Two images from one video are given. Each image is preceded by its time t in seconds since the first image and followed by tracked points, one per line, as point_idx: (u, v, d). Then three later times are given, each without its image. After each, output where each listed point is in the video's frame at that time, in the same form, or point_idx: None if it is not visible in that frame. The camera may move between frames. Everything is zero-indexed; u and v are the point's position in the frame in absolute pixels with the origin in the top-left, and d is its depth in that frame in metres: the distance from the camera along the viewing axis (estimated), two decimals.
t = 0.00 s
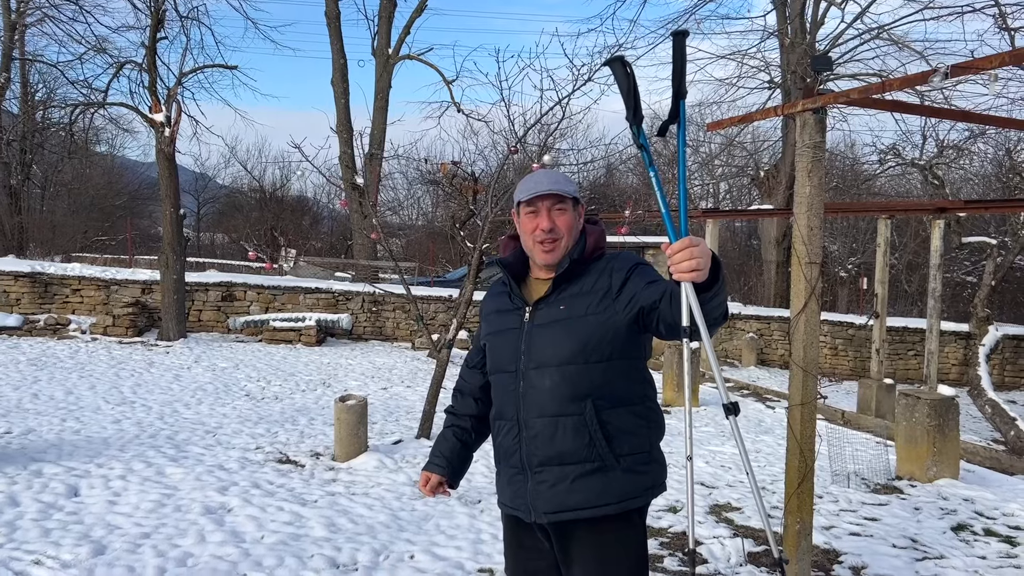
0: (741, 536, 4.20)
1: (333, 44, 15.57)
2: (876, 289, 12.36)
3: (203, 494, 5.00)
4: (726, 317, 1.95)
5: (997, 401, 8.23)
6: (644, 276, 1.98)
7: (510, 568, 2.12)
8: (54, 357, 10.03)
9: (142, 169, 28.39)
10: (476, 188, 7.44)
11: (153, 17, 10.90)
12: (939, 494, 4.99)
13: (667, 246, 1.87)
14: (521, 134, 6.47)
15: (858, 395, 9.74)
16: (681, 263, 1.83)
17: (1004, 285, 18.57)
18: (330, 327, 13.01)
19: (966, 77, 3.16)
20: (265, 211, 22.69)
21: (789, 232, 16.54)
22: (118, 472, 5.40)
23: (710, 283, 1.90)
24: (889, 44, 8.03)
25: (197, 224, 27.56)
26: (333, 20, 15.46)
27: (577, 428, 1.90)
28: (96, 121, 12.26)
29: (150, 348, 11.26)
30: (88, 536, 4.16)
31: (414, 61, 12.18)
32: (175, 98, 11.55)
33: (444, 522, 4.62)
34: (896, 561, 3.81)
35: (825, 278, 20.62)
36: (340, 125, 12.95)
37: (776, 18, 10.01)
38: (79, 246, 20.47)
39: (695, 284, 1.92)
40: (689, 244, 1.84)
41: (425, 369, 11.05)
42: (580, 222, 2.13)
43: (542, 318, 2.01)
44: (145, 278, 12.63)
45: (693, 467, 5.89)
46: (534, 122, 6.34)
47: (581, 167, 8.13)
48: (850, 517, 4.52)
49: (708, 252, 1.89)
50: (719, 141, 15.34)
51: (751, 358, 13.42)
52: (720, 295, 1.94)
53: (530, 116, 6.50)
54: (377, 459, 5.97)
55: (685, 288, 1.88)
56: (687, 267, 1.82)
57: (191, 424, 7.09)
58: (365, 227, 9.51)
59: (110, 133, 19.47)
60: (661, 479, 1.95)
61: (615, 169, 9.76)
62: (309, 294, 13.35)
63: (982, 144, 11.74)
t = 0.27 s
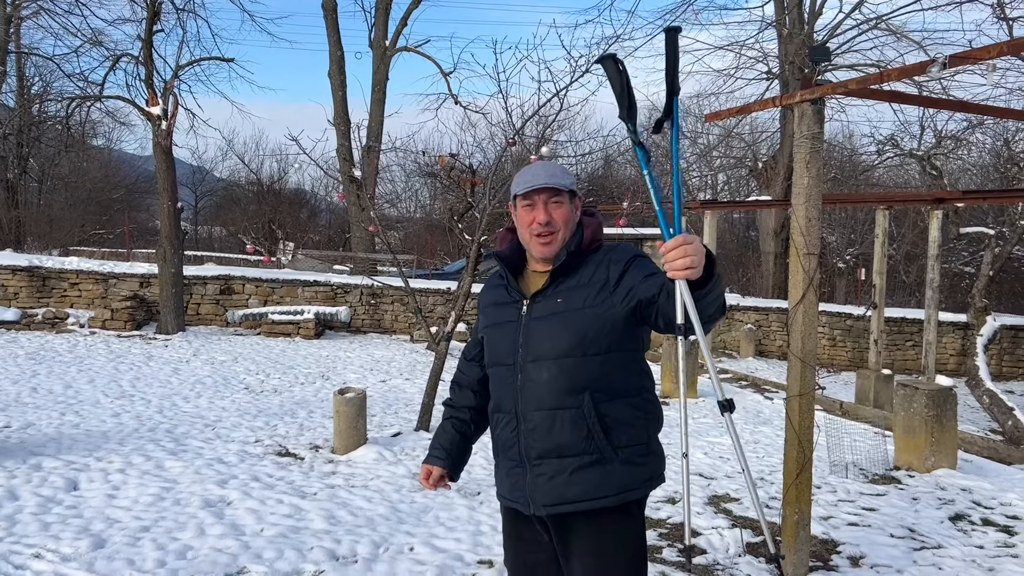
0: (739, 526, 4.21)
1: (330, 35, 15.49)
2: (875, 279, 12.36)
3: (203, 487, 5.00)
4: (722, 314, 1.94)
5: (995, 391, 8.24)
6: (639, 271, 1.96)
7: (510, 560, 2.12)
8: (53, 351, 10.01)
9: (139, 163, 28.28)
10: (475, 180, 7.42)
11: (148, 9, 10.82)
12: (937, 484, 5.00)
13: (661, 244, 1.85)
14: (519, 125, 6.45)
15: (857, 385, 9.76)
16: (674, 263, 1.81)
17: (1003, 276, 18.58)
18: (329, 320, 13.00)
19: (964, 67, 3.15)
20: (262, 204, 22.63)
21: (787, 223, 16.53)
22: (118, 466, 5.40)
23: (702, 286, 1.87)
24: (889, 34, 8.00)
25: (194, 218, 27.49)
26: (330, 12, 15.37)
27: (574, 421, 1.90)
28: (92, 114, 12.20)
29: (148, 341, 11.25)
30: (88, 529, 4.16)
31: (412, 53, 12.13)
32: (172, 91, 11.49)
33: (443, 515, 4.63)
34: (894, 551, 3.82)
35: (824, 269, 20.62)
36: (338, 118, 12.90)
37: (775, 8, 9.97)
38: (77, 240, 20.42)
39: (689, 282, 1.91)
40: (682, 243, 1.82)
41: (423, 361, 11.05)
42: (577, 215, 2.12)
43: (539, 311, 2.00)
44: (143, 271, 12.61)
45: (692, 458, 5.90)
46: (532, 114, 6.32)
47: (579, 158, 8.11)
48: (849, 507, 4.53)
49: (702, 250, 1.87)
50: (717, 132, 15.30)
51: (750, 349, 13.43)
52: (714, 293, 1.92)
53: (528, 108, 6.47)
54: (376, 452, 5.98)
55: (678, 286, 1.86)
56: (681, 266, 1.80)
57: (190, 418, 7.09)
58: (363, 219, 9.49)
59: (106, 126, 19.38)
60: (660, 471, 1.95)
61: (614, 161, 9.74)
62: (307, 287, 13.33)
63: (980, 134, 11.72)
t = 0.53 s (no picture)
0: (737, 513, 4.23)
1: (325, 24, 15.38)
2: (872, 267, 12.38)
3: (202, 477, 5.00)
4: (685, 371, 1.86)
5: (991, 377, 8.27)
6: (585, 345, 1.88)
7: (507, 550, 2.11)
8: (51, 343, 9.99)
9: (134, 154, 28.15)
10: (472, 169, 7.40)
11: None
12: (934, 470, 5.03)
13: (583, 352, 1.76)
14: (516, 114, 6.42)
15: (854, 372, 9.79)
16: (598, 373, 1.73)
17: (1000, 262, 18.61)
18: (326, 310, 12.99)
19: (962, 53, 3.13)
20: (259, 194, 22.56)
21: (784, 211, 16.54)
22: (116, 456, 5.40)
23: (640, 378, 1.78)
24: (886, 20, 7.97)
25: (191, 208, 27.41)
26: None
27: (572, 414, 1.91)
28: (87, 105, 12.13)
29: (146, 332, 11.23)
30: (87, 520, 4.16)
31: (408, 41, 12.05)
32: (167, 81, 11.43)
33: (442, 503, 4.64)
34: (891, 537, 3.84)
35: (821, 256, 20.65)
36: (333, 107, 12.84)
37: None
38: (73, 232, 20.35)
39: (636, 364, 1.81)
40: (603, 349, 1.73)
41: (421, 351, 11.06)
42: (568, 205, 2.04)
43: (536, 304, 1.99)
44: (140, 262, 12.58)
45: (689, 446, 5.91)
46: (528, 103, 6.29)
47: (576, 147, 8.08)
48: (846, 493, 4.55)
49: (631, 347, 1.76)
50: (714, 120, 15.27)
51: (747, 337, 13.46)
52: (670, 357, 1.81)
53: (525, 96, 6.44)
54: (375, 441, 5.98)
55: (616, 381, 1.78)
56: (606, 373, 1.72)
57: (188, 408, 7.09)
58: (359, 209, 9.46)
59: (101, 118, 19.28)
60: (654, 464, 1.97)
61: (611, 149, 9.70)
62: (304, 278, 13.31)
63: (977, 120, 11.71)
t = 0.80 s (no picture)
0: (735, 495, 4.25)
1: (319, 8, 15.25)
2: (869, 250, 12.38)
3: (201, 463, 5.01)
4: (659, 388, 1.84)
5: (987, 359, 8.29)
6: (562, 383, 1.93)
7: (510, 530, 2.11)
8: (48, 331, 9.97)
9: (128, 141, 27.98)
10: (468, 155, 7.36)
11: None
12: (930, 451, 5.05)
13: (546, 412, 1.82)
14: (512, 99, 6.38)
15: (851, 355, 9.81)
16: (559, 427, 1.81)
17: (996, 245, 18.63)
18: (324, 297, 12.96)
19: (960, 32, 3.11)
20: (255, 181, 22.47)
21: (781, 195, 16.51)
22: (115, 444, 5.40)
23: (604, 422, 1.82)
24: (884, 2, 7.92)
25: (187, 196, 27.30)
26: None
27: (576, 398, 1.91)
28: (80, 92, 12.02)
29: (143, 320, 11.20)
30: (87, 506, 4.17)
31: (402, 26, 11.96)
32: (161, 67, 11.33)
33: (442, 488, 4.66)
34: (889, 517, 3.86)
35: (818, 240, 20.66)
36: (329, 93, 12.75)
37: None
38: (68, 220, 20.26)
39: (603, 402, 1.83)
40: (558, 414, 1.78)
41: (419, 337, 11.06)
42: (554, 196, 1.98)
43: (539, 288, 1.97)
44: (136, 250, 12.53)
45: (687, 429, 5.93)
46: (524, 87, 6.25)
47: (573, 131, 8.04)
48: (844, 475, 4.57)
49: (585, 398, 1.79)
50: (711, 104, 15.21)
51: (745, 321, 13.47)
52: (630, 395, 1.79)
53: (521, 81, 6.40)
54: (374, 427, 5.99)
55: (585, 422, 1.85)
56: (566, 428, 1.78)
57: (187, 395, 7.09)
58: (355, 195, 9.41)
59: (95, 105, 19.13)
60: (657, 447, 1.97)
61: (608, 133, 9.66)
62: (301, 265, 13.27)
63: (975, 103, 11.68)
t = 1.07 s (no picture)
0: (732, 474, 4.26)
1: None
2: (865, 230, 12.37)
3: (199, 447, 5.01)
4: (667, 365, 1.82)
5: (984, 338, 8.32)
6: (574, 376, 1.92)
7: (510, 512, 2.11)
8: (44, 317, 9.94)
9: (121, 126, 27.76)
10: (464, 137, 7.30)
11: None
12: (927, 429, 5.08)
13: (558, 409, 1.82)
14: (507, 79, 6.32)
15: (848, 335, 9.84)
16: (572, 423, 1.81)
17: (992, 224, 18.63)
18: (320, 281, 12.91)
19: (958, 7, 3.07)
20: (250, 165, 22.32)
21: (778, 175, 16.47)
22: (113, 428, 5.40)
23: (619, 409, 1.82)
24: None
25: (181, 181, 27.14)
26: None
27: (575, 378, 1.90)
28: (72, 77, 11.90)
29: (139, 305, 11.16)
30: (86, 490, 4.17)
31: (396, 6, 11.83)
32: (154, 51, 11.21)
33: (440, 469, 4.67)
34: (885, 494, 3.88)
35: (814, 221, 20.64)
36: (322, 75, 12.64)
37: None
38: (63, 206, 20.14)
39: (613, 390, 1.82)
40: (569, 411, 1.78)
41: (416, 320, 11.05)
42: (549, 176, 1.96)
43: (534, 270, 1.95)
44: (131, 235, 12.47)
45: (684, 409, 5.95)
46: (520, 67, 6.19)
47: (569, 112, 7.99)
48: (840, 453, 4.59)
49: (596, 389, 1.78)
50: (708, 84, 15.12)
51: (741, 302, 13.48)
52: (637, 381, 1.77)
53: (516, 61, 6.34)
54: (371, 410, 5.99)
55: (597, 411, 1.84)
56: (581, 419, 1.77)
57: (184, 380, 7.08)
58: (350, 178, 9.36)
59: (87, 89, 18.95)
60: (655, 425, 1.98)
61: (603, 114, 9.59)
62: (297, 249, 13.22)
63: (972, 81, 11.62)
